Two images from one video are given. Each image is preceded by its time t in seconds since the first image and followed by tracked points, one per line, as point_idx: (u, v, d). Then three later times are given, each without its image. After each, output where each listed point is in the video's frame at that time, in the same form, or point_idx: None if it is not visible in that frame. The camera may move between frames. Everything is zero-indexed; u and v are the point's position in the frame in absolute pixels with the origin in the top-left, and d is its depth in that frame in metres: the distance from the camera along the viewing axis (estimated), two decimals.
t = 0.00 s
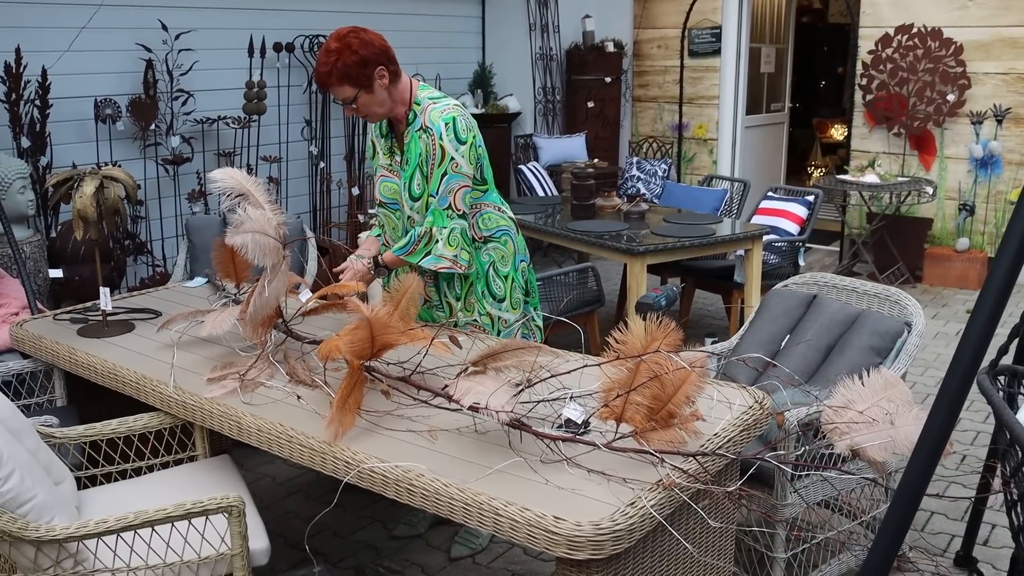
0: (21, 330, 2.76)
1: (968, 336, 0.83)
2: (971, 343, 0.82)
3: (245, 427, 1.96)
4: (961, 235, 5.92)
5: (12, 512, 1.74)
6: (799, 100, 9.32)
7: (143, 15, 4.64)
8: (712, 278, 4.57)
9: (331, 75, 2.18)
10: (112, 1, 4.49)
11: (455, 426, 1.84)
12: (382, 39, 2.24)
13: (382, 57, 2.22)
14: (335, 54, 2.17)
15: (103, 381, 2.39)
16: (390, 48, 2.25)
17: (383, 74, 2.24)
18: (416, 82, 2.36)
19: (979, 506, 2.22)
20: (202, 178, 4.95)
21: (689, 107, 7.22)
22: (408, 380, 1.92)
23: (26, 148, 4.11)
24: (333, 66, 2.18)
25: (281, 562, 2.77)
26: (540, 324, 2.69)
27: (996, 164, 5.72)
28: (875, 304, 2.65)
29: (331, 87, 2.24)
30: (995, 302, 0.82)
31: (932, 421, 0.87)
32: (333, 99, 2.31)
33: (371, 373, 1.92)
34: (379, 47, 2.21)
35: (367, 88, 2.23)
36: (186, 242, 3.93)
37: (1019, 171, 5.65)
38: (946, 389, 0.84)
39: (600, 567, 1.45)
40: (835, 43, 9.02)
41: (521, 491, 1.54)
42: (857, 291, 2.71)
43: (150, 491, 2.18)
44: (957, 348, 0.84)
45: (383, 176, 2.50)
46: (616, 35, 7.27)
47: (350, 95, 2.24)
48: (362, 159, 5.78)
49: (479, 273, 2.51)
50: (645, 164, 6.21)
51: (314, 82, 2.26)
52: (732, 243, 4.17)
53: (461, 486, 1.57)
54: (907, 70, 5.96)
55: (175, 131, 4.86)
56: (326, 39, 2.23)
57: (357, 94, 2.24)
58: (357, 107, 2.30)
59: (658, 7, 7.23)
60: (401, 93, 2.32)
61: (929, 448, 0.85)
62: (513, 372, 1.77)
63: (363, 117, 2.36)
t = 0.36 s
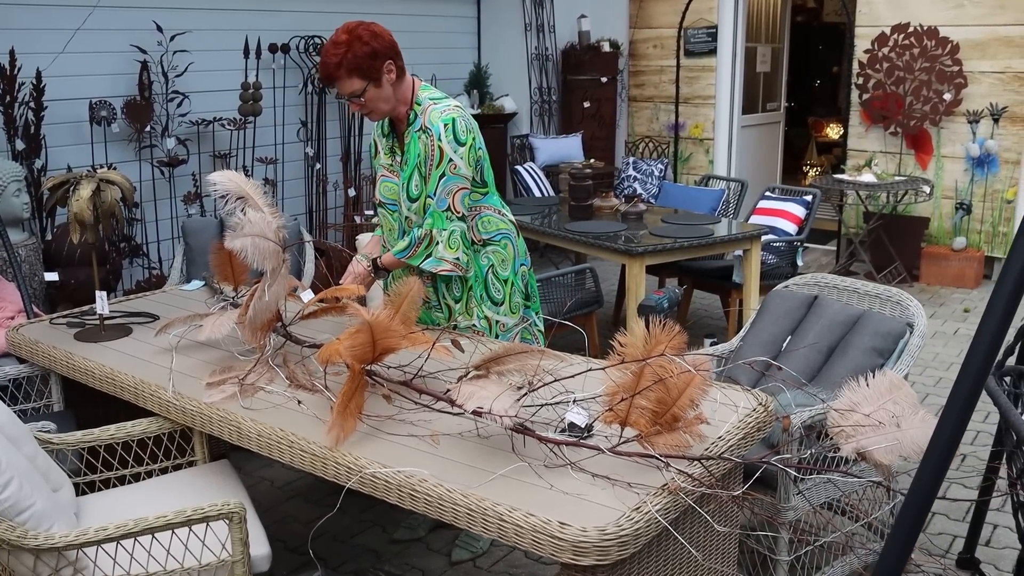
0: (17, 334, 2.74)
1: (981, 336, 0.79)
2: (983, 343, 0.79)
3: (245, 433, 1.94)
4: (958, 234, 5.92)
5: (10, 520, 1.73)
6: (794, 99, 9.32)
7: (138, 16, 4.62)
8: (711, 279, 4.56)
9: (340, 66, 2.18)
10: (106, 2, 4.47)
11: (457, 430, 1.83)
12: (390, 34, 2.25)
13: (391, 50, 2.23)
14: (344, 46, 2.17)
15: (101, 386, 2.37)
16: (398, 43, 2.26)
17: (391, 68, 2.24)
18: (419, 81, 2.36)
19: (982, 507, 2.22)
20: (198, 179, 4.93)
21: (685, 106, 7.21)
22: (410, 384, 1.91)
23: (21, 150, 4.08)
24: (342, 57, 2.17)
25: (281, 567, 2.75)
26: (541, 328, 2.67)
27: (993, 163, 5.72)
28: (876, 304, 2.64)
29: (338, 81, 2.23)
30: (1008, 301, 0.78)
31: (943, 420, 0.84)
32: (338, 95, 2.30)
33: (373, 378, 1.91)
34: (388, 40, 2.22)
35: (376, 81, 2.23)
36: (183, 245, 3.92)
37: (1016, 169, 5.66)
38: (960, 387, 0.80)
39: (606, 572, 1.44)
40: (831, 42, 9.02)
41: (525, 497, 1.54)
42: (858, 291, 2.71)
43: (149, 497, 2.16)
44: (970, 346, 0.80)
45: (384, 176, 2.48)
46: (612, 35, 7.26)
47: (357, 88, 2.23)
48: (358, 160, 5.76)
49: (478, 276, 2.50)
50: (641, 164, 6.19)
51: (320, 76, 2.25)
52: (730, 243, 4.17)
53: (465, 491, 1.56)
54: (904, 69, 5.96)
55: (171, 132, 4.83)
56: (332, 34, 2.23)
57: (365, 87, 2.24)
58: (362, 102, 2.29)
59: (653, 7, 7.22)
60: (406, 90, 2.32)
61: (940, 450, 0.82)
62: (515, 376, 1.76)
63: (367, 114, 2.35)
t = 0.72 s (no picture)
0: (6, 339, 2.71)
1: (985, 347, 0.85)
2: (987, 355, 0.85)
3: (240, 439, 1.92)
4: (950, 233, 5.93)
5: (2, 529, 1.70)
6: (785, 99, 9.33)
7: (128, 16, 4.59)
8: (705, 279, 4.56)
9: (359, 48, 2.14)
10: (95, 3, 4.43)
11: (455, 435, 1.82)
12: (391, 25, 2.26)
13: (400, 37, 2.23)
14: (358, 30, 2.15)
15: (93, 391, 2.35)
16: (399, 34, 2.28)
17: (400, 56, 2.24)
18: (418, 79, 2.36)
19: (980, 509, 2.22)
20: (189, 181, 4.90)
21: (677, 106, 7.20)
22: (407, 388, 1.90)
23: (10, 152, 4.04)
24: (358, 41, 2.14)
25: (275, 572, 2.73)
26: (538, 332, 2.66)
27: (984, 162, 5.74)
28: (873, 305, 2.64)
29: (353, 69, 2.18)
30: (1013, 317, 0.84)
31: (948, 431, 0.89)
32: (348, 88, 2.22)
33: (370, 382, 1.89)
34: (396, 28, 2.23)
35: (390, 67, 2.21)
36: (174, 248, 3.89)
37: (1007, 169, 5.68)
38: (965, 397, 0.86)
39: None
40: (821, 42, 9.04)
41: (525, 502, 1.52)
42: (855, 292, 2.71)
43: (142, 504, 2.14)
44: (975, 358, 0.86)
45: (380, 177, 2.46)
46: (603, 35, 7.26)
47: (375, 73, 2.19)
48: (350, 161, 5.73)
49: (474, 278, 2.48)
50: (633, 164, 6.18)
51: (332, 67, 2.17)
52: (724, 244, 4.16)
53: (464, 497, 1.55)
54: (895, 68, 5.97)
55: (161, 134, 4.80)
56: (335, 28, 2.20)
57: (382, 73, 2.20)
58: (376, 92, 2.23)
59: (645, 7, 7.22)
60: (409, 86, 2.31)
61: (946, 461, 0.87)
62: (513, 380, 1.75)
63: (376, 109, 2.28)
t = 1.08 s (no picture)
0: None
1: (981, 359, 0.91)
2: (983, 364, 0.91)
3: (227, 443, 1.89)
4: (935, 231, 5.96)
5: None
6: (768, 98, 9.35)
7: (109, 16, 4.54)
8: (693, 279, 4.56)
9: (367, 36, 2.11)
10: (76, 2, 4.38)
11: (445, 438, 1.80)
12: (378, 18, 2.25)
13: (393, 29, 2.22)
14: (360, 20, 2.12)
15: (76, 396, 2.31)
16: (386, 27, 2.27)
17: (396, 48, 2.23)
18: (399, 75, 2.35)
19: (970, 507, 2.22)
20: (173, 182, 4.85)
21: (662, 106, 7.18)
22: (395, 390, 1.87)
23: None
24: (366, 29, 2.11)
25: None
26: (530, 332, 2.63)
27: (968, 161, 5.77)
28: (863, 304, 2.64)
29: (358, 59, 2.13)
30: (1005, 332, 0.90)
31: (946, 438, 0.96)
32: (351, 79, 2.17)
33: (358, 385, 1.87)
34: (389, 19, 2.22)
35: (391, 57, 2.20)
36: (158, 249, 3.84)
37: (991, 167, 5.71)
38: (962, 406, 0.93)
39: None
40: (805, 41, 9.06)
41: (518, 507, 1.50)
42: (845, 292, 2.71)
43: (127, 511, 2.11)
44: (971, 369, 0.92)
45: (369, 181, 2.44)
46: (587, 35, 7.25)
47: (380, 63, 2.16)
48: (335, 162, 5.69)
49: (471, 275, 2.45)
50: (618, 164, 6.17)
51: (338, 56, 2.11)
52: (710, 244, 4.16)
53: (455, 502, 1.53)
54: (880, 67, 6.00)
55: (143, 134, 4.75)
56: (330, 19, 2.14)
57: (386, 62, 2.18)
58: (380, 84, 2.20)
59: (629, 6, 7.20)
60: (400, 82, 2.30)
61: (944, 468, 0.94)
62: (504, 383, 1.73)
63: (376, 102, 2.24)
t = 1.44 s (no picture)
0: None
1: (976, 365, 0.93)
2: (978, 374, 0.92)
3: (212, 448, 1.87)
4: (919, 230, 5.99)
5: None
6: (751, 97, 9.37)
7: (89, 15, 4.48)
8: (678, 279, 4.55)
9: (402, 33, 1.95)
10: (55, 1, 4.32)
11: (433, 442, 1.78)
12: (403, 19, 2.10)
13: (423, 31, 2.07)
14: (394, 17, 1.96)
15: (57, 401, 2.28)
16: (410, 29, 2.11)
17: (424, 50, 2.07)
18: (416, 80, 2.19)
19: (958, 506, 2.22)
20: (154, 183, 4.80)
21: (646, 105, 7.17)
22: (383, 394, 1.85)
23: None
24: (398, 26, 1.95)
25: None
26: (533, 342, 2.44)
27: (952, 160, 5.80)
28: (850, 304, 2.65)
29: (390, 59, 1.97)
30: (1000, 335, 0.91)
31: (941, 443, 0.98)
32: (380, 79, 1.99)
33: (345, 389, 1.84)
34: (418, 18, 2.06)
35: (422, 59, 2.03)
36: (140, 251, 3.80)
37: (974, 166, 5.74)
38: (957, 411, 0.94)
39: None
40: (788, 40, 9.08)
41: (507, 511, 1.49)
42: (834, 291, 2.71)
43: (110, 517, 2.08)
44: (966, 375, 0.94)
45: (375, 184, 2.20)
46: (571, 35, 7.24)
47: (412, 64, 2.00)
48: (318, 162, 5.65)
49: (481, 286, 2.25)
50: (602, 164, 6.14)
51: (371, 52, 1.94)
52: (696, 244, 4.15)
53: (444, 507, 1.51)
54: (863, 66, 6.02)
55: (125, 135, 4.70)
56: (359, 14, 1.97)
57: (417, 64, 2.02)
58: (411, 86, 2.03)
59: (612, 6, 7.19)
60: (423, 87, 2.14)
61: (941, 469, 0.96)
62: (492, 386, 1.72)
63: (403, 104, 2.06)
